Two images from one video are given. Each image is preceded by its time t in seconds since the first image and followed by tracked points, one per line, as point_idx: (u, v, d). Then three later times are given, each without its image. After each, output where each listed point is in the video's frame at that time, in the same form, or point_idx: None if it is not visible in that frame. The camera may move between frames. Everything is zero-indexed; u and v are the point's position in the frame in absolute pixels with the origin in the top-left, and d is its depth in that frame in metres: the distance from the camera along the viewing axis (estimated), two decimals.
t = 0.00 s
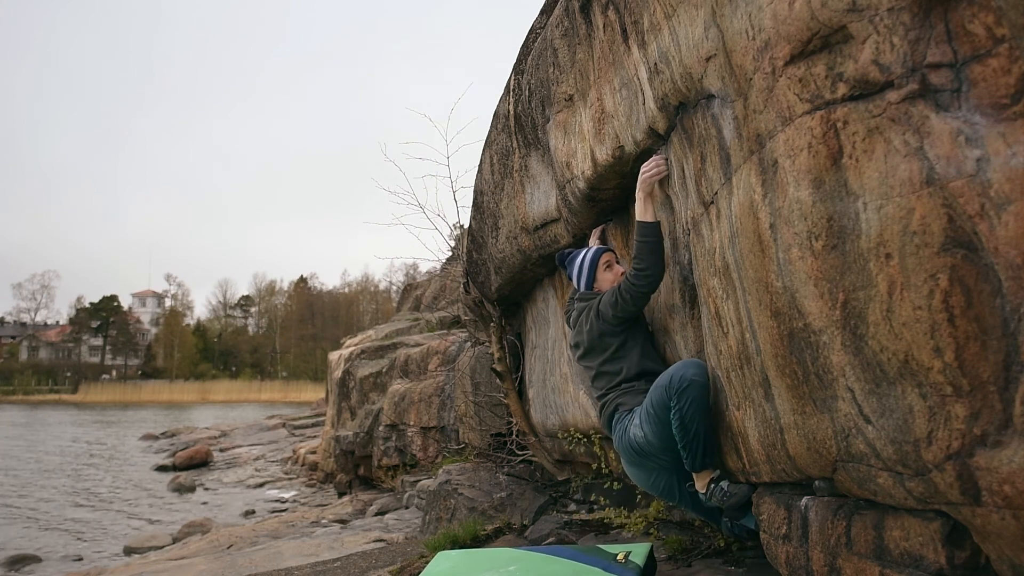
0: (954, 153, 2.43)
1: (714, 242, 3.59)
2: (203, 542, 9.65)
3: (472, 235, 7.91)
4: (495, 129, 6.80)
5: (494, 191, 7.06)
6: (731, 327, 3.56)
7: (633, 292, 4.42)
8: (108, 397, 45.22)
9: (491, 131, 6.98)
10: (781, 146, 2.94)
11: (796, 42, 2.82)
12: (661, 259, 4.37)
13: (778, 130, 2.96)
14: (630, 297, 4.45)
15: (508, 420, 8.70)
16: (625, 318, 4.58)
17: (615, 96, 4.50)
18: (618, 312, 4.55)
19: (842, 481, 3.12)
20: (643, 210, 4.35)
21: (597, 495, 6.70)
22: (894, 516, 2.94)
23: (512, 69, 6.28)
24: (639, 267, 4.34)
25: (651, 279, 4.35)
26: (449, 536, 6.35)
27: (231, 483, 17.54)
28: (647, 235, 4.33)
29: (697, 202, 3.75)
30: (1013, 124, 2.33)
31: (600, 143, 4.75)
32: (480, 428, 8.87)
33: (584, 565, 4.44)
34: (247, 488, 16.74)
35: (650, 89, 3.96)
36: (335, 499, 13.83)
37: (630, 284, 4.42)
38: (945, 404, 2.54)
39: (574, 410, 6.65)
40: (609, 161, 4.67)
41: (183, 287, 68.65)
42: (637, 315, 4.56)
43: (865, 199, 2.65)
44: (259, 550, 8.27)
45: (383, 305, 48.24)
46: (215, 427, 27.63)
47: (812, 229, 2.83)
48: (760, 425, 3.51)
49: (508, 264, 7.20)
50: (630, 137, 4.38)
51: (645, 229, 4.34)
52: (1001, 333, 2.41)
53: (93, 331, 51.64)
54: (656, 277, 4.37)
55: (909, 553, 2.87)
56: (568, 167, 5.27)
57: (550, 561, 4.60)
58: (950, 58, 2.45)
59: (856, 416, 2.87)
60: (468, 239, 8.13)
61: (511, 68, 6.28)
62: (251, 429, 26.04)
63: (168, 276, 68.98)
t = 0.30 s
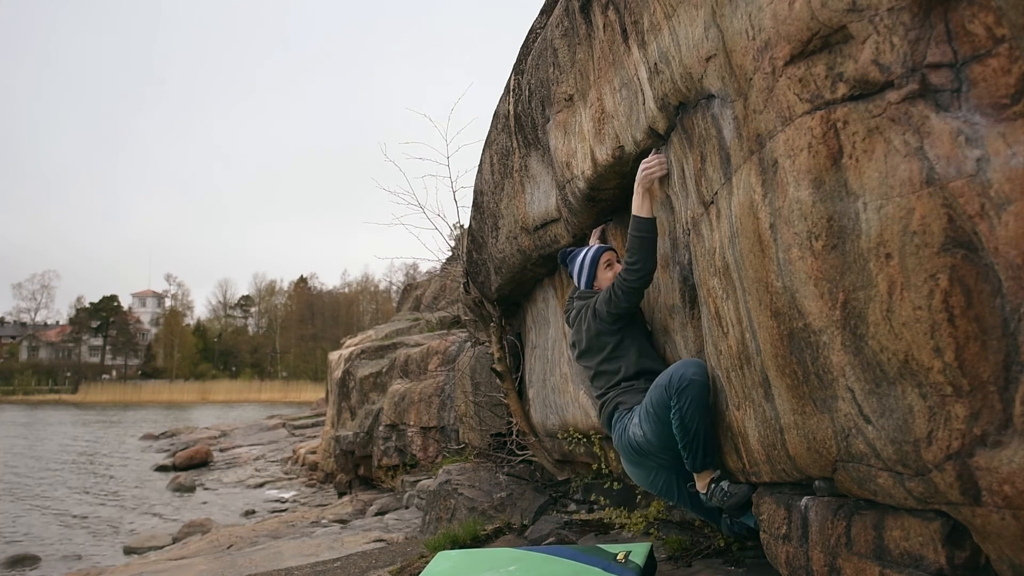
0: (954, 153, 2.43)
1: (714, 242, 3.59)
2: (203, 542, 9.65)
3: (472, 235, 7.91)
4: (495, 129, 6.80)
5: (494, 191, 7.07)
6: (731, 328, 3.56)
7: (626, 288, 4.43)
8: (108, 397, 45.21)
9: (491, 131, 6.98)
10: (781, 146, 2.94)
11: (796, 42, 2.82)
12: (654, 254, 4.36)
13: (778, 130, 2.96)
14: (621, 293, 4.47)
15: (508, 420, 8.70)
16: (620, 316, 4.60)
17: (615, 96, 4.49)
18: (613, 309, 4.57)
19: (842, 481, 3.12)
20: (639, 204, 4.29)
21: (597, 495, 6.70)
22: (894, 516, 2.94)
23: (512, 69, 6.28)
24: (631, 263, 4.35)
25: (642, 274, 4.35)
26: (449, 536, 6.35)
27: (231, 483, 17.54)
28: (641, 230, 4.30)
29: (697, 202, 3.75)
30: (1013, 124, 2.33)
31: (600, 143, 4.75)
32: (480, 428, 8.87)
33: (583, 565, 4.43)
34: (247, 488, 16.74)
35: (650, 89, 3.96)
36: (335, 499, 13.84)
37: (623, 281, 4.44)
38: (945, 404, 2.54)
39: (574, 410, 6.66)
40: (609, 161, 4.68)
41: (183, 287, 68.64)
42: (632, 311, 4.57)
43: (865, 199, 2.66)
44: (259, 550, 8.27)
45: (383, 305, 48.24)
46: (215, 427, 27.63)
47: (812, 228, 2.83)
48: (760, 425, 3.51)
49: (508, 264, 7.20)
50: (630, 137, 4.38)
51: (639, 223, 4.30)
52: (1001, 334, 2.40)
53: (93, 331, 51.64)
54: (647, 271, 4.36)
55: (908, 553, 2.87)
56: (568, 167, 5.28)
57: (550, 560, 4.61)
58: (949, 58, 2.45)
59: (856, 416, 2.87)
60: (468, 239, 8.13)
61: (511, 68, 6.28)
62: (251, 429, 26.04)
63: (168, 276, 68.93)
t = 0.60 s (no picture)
0: (954, 153, 2.43)
1: (714, 242, 3.59)
2: (203, 542, 9.64)
3: (472, 235, 7.91)
4: (495, 129, 6.80)
5: (494, 191, 7.07)
6: (731, 327, 3.56)
7: (619, 288, 4.43)
8: (109, 397, 45.20)
9: (491, 131, 6.98)
10: (781, 146, 2.94)
11: (796, 42, 2.82)
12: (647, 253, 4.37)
13: (778, 130, 2.96)
14: (615, 293, 4.47)
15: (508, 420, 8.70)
16: (615, 319, 4.58)
17: (615, 96, 4.49)
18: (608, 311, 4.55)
19: (842, 481, 3.12)
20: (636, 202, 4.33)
21: (597, 495, 6.70)
22: (894, 516, 2.94)
23: (512, 70, 6.28)
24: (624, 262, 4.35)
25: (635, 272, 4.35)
26: (449, 536, 6.35)
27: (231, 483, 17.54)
28: (635, 226, 4.33)
29: (697, 202, 3.75)
30: (1013, 124, 2.32)
31: (600, 143, 4.75)
32: (480, 429, 8.87)
33: (583, 565, 4.43)
34: (247, 488, 16.74)
35: (650, 89, 3.96)
36: (335, 499, 13.84)
37: (616, 282, 4.44)
38: (945, 404, 2.54)
39: (574, 410, 6.66)
40: (609, 161, 4.68)
41: (183, 287, 68.65)
42: (625, 313, 4.56)
43: (865, 199, 2.66)
44: (259, 550, 8.27)
45: (383, 304, 48.22)
46: (215, 427, 27.63)
47: (812, 228, 2.83)
48: (760, 425, 3.51)
49: (508, 265, 7.20)
50: (630, 137, 4.38)
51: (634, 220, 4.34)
52: (1001, 334, 2.40)
53: (93, 331, 51.64)
54: (639, 267, 4.35)
55: (909, 553, 2.87)
56: (568, 167, 5.27)
57: (550, 560, 4.61)
58: (949, 58, 2.45)
59: (856, 416, 2.87)
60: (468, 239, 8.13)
61: (511, 69, 6.28)
62: (251, 429, 26.04)
63: (168, 276, 68.91)
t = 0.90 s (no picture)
0: (954, 153, 2.43)
1: (714, 242, 3.59)
2: (203, 542, 9.64)
3: (472, 235, 7.91)
4: (495, 129, 6.80)
5: (494, 191, 7.07)
6: (731, 327, 3.56)
7: (615, 282, 4.48)
8: (109, 397, 45.20)
9: (491, 131, 6.98)
10: (781, 146, 2.94)
11: (796, 42, 2.82)
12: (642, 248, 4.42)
13: (778, 130, 2.96)
14: (610, 287, 4.51)
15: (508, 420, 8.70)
16: (612, 316, 4.62)
17: (615, 96, 4.49)
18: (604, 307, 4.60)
19: (842, 481, 3.12)
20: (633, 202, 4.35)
21: (597, 495, 6.70)
22: (894, 516, 2.94)
23: (512, 70, 6.28)
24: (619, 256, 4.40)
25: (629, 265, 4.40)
26: (449, 536, 6.35)
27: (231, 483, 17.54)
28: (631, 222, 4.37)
29: (697, 202, 3.75)
30: (1013, 124, 2.33)
31: (600, 143, 4.75)
32: (480, 429, 8.86)
33: (583, 565, 4.43)
34: (247, 488, 16.74)
35: (650, 89, 3.96)
36: (335, 499, 13.84)
37: (611, 276, 4.49)
38: (945, 404, 2.54)
39: (574, 410, 6.66)
40: (609, 161, 4.68)
41: (183, 287, 68.65)
42: (622, 309, 4.60)
43: (865, 199, 2.65)
44: (259, 550, 8.27)
45: (383, 304, 48.18)
46: (215, 427, 27.62)
47: (812, 228, 2.83)
48: (760, 425, 3.51)
49: (508, 265, 7.21)
50: (630, 137, 4.38)
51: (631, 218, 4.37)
52: (1001, 334, 2.40)
53: (93, 331, 51.64)
54: (634, 260, 4.41)
55: (909, 553, 2.87)
56: (568, 167, 5.28)
57: (550, 560, 4.61)
58: (949, 58, 2.45)
59: (856, 416, 2.87)
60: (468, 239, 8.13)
61: (511, 69, 6.28)
62: (251, 429, 26.05)
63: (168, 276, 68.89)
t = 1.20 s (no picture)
0: (954, 153, 2.43)
1: (714, 242, 3.59)
2: (203, 542, 9.64)
3: (472, 235, 7.91)
4: (495, 129, 6.80)
5: (494, 191, 7.07)
6: (731, 328, 3.56)
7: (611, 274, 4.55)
8: (109, 397, 45.19)
9: (491, 131, 6.98)
10: (781, 146, 2.94)
11: (796, 42, 2.82)
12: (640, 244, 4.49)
13: (778, 130, 2.96)
14: (607, 280, 4.59)
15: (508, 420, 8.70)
16: (608, 309, 4.70)
17: (615, 96, 4.49)
18: (599, 300, 4.68)
19: (842, 481, 3.12)
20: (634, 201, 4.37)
21: (597, 495, 6.70)
22: (894, 517, 2.94)
23: (512, 69, 6.28)
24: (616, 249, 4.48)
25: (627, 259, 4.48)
26: (449, 536, 6.35)
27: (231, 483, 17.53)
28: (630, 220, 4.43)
29: (697, 202, 3.75)
30: (1013, 124, 2.33)
31: (600, 143, 4.75)
32: (480, 428, 8.87)
33: (583, 565, 4.43)
34: (247, 488, 16.74)
35: (650, 89, 3.96)
36: (335, 499, 13.84)
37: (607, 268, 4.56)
38: (945, 404, 2.54)
39: (574, 410, 6.66)
40: (609, 161, 4.68)
41: (183, 287, 68.63)
42: (618, 303, 4.66)
43: (865, 199, 2.65)
44: (259, 550, 8.27)
45: (383, 305, 48.07)
46: (215, 427, 27.62)
47: (812, 228, 2.84)
48: (760, 425, 3.51)
49: (508, 265, 7.21)
50: (630, 137, 4.38)
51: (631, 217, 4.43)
52: (1001, 334, 2.41)
53: (93, 331, 51.64)
54: (631, 256, 4.48)
55: (908, 553, 2.87)
56: (568, 167, 5.28)
57: (549, 560, 4.61)
58: (950, 58, 2.45)
59: (855, 416, 2.87)
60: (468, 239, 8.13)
61: (511, 68, 6.28)
62: (251, 429, 26.04)
63: (168, 276, 68.85)
